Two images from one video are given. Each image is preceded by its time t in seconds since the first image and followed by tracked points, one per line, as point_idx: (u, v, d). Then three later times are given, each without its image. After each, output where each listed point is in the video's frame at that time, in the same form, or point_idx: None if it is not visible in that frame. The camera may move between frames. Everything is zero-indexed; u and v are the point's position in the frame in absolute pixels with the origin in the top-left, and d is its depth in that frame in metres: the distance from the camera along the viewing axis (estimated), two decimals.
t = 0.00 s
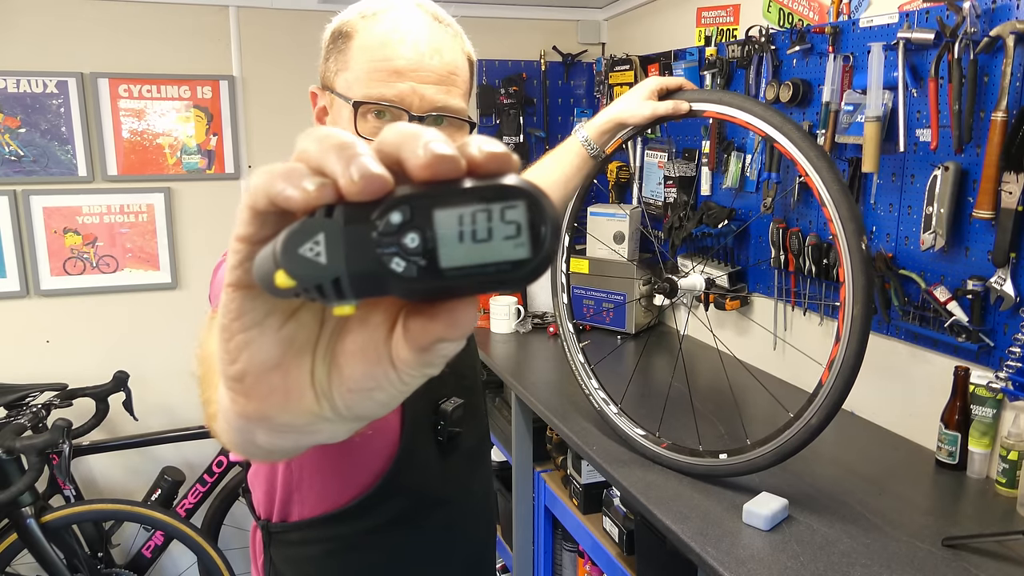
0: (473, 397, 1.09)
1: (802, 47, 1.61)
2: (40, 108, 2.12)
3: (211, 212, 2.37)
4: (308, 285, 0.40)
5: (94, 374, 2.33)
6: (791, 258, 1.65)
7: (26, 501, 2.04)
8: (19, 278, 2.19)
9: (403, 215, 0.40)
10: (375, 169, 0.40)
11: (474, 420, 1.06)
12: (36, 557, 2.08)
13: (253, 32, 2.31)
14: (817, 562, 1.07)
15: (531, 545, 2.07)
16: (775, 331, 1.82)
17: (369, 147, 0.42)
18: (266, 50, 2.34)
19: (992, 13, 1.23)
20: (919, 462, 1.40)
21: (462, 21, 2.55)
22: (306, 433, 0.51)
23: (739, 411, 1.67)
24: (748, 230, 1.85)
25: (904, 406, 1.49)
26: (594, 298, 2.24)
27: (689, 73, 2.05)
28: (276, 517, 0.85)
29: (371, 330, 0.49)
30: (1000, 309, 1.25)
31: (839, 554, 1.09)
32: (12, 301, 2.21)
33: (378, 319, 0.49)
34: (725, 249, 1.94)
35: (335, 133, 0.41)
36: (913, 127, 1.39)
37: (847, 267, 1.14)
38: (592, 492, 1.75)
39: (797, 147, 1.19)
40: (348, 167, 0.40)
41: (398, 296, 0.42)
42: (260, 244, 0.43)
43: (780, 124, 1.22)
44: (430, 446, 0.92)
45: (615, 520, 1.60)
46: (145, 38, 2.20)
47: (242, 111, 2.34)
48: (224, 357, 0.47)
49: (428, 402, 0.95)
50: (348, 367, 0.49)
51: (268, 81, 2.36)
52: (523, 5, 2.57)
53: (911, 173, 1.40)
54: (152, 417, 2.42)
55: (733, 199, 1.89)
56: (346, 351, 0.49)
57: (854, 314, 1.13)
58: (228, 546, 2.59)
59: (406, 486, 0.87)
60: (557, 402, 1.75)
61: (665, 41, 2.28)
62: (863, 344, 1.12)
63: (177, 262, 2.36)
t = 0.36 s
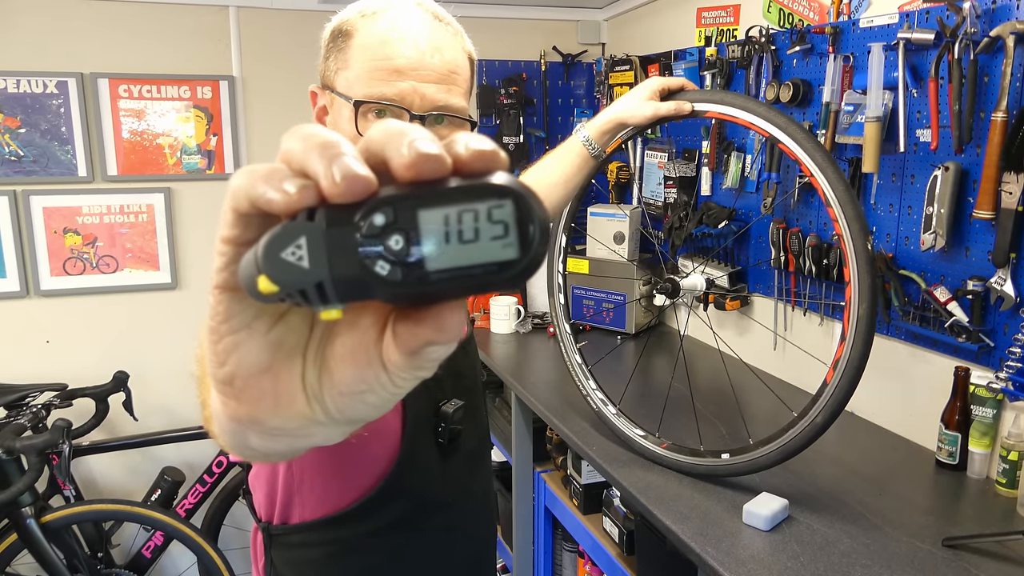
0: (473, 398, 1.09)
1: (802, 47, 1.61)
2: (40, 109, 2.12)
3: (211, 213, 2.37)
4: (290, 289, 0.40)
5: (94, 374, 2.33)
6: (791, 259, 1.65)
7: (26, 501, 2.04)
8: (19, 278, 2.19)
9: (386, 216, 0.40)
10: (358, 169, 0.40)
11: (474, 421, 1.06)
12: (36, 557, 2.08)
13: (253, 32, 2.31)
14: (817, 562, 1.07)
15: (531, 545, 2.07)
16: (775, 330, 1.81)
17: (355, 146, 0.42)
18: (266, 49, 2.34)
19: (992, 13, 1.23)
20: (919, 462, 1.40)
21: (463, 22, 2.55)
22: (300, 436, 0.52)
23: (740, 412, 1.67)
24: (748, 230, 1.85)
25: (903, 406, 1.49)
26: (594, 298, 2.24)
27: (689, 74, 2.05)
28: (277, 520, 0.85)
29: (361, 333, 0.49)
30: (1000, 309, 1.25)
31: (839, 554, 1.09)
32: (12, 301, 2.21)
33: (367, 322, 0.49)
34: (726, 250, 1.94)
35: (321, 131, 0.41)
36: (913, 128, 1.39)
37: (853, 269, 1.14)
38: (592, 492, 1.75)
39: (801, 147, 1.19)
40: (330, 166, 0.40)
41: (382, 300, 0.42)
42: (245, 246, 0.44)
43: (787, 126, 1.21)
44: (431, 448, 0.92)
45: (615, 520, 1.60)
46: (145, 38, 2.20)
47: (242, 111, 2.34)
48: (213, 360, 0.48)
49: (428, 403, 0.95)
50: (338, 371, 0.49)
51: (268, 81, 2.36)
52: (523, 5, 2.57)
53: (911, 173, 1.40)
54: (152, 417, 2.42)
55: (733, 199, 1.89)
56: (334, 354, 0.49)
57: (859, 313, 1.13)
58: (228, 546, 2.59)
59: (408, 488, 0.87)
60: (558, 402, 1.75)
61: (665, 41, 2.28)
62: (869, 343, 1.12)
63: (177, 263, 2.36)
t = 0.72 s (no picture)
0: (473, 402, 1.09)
1: (802, 47, 1.61)
2: (40, 108, 2.12)
3: (212, 213, 2.37)
4: (297, 284, 0.40)
5: (94, 374, 2.33)
6: (791, 258, 1.65)
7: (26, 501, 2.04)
8: (19, 278, 2.19)
9: (393, 208, 0.40)
10: (363, 161, 0.40)
11: (475, 423, 1.06)
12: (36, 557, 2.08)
13: (253, 32, 2.31)
14: (817, 562, 1.07)
15: (531, 545, 2.07)
16: (775, 330, 1.81)
17: (361, 138, 0.42)
18: (266, 49, 2.34)
19: (992, 13, 1.23)
20: (919, 461, 1.40)
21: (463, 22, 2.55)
22: (302, 434, 0.52)
23: (740, 412, 1.67)
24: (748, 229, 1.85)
25: (903, 406, 1.49)
26: (594, 298, 2.24)
27: (689, 73, 2.05)
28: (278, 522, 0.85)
29: (366, 328, 0.50)
30: (1000, 309, 1.25)
31: (839, 554, 1.09)
32: (13, 301, 2.21)
33: (372, 317, 0.50)
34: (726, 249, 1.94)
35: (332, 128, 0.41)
36: (913, 127, 1.39)
37: (851, 267, 1.14)
38: (592, 492, 1.75)
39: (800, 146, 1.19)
40: (335, 159, 0.40)
41: (387, 292, 0.42)
42: (249, 241, 0.44)
43: (783, 125, 1.22)
44: (431, 449, 0.92)
45: (616, 520, 1.60)
46: (145, 38, 2.20)
47: (242, 111, 2.34)
48: (215, 357, 0.48)
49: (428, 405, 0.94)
50: (343, 365, 0.49)
51: (268, 80, 2.36)
52: (523, 5, 2.57)
53: (911, 173, 1.40)
54: (152, 417, 2.42)
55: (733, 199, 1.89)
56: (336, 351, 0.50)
57: (858, 312, 1.13)
58: (228, 546, 2.59)
59: (409, 489, 0.88)
60: (558, 402, 1.75)
61: (665, 41, 2.28)
62: (867, 342, 1.12)
63: (177, 263, 2.36)
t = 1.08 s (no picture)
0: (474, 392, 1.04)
1: (802, 47, 1.61)
2: (40, 108, 2.12)
3: (211, 212, 2.37)
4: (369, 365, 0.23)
5: (94, 374, 2.33)
6: (791, 258, 1.65)
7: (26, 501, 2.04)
8: (19, 278, 2.19)
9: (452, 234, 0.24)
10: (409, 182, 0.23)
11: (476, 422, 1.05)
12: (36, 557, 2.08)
13: (253, 32, 2.31)
14: (817, 562, 1.07)
15: (531, 545, 2.07)
16: (775, 330, 1.81)
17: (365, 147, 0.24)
18: (266, 49, 2.34)
19: (992, 13, 1.23)
20: (919, 461, 1.40)
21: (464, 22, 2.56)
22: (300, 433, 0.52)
23: (740, 412, 1.67)
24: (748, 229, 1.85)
25: (903, 406, 1.49)
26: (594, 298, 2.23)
27: (689, 73, 2.05)
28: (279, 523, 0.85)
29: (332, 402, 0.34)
30: (1000, 309, 1.25)
31: (840, 554, 1.09)
32: (13, 301, 2.21)
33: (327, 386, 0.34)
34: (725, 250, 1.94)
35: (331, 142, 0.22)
36: (913, 128, 1.39)
37: (847, 264, 1.14)
38: (592, 492, 1.75)
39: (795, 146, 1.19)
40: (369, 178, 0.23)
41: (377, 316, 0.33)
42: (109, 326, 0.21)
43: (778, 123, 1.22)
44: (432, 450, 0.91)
45: (616, 520, 1.60)
46: (145, 38, 2.20)
47: (242, 111, 2.34)
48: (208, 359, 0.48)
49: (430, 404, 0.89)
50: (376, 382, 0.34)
51: (267, 80, 2.36)
52: (523, 5, 2.57)
53: (911, 173, 1.40)
54: (152, 417, 2.42)
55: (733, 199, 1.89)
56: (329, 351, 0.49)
57: (854, 309, 1.13)
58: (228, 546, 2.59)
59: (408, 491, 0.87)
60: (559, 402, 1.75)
61: (665, 41, 2.28)
62: (864, 339, 1.12)
63: (177, 263, 2.36)
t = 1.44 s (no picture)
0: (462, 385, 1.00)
1: (802, 47, 1.61)
2: (40, 109, 2.12)
3: (211, 212, 2.37)
4: None
5: (94, 374, 2.33)
6: (791, 258, 1.65)
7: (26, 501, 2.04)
8: (19, 278, 2.19)
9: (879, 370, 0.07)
10: None
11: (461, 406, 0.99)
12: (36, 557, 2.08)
13: (253, 32, 2.31)
14: (817, 562, 1.07)
15: (531, 545, 2.07)
16: (776, 329, 1.81)
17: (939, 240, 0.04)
18: (266, 48, 2.34)
19: (992, 13, 1.23)
20: (919, 461, 1.40)
21: (464, 22, 2.56)
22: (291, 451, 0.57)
23: (740, 412, 1.66)
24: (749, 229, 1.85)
25: (903, 406, 1.49)
26: (594, 298, 2.23)
27: (689, 73, 2.05)
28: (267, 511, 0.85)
29: None
30: (1000, 309, 1.25)
31: (839, 554, 1.09)
32: (13, 301, 2.21)
33: None
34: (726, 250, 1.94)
35: None
36: (913, 128, 1.39)
37: (851, 265, 1.14)
38: (592, 492, 1.75)
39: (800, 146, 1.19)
40: None
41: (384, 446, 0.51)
42: None
43: (782, 123, 1.22)
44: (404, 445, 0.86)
45: (616, 520, 1.60)
46: (146, 38, 2.20)
47: (242, 111, 2.34)
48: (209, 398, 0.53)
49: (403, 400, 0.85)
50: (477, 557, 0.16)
51: (268, 80, 2.36)
52: (523, 6, 2.57)
53: (911, 173, 1.40)
54: (152, 417, 2.42)
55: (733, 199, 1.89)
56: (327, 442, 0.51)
57: (858, 309, 1.13)
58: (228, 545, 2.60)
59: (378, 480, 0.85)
60: (558, 402, 1.75)
61: (665, 41, 2.28)
62: (868, 338, 1.12)
63: (177, 263, 2.36)
